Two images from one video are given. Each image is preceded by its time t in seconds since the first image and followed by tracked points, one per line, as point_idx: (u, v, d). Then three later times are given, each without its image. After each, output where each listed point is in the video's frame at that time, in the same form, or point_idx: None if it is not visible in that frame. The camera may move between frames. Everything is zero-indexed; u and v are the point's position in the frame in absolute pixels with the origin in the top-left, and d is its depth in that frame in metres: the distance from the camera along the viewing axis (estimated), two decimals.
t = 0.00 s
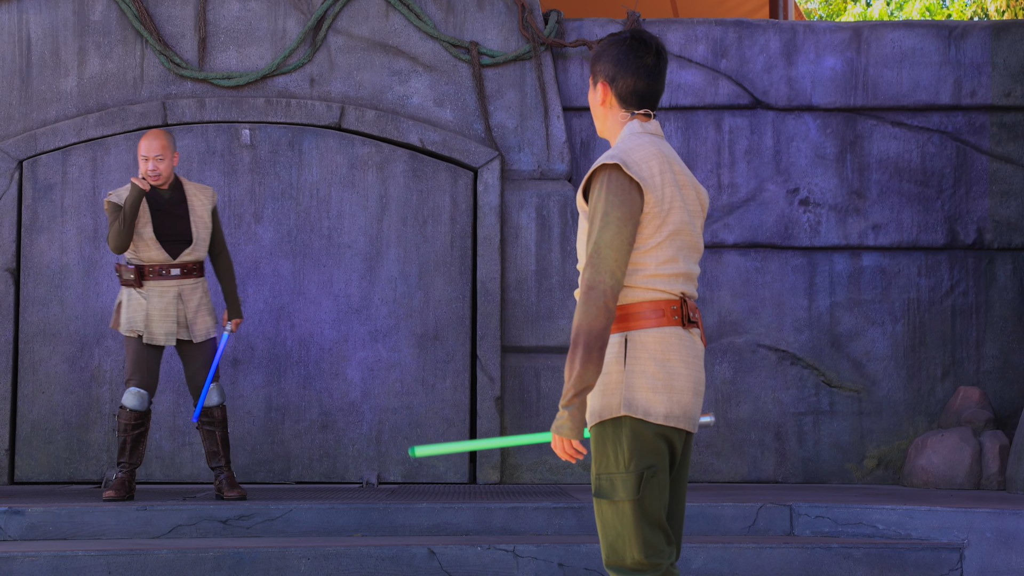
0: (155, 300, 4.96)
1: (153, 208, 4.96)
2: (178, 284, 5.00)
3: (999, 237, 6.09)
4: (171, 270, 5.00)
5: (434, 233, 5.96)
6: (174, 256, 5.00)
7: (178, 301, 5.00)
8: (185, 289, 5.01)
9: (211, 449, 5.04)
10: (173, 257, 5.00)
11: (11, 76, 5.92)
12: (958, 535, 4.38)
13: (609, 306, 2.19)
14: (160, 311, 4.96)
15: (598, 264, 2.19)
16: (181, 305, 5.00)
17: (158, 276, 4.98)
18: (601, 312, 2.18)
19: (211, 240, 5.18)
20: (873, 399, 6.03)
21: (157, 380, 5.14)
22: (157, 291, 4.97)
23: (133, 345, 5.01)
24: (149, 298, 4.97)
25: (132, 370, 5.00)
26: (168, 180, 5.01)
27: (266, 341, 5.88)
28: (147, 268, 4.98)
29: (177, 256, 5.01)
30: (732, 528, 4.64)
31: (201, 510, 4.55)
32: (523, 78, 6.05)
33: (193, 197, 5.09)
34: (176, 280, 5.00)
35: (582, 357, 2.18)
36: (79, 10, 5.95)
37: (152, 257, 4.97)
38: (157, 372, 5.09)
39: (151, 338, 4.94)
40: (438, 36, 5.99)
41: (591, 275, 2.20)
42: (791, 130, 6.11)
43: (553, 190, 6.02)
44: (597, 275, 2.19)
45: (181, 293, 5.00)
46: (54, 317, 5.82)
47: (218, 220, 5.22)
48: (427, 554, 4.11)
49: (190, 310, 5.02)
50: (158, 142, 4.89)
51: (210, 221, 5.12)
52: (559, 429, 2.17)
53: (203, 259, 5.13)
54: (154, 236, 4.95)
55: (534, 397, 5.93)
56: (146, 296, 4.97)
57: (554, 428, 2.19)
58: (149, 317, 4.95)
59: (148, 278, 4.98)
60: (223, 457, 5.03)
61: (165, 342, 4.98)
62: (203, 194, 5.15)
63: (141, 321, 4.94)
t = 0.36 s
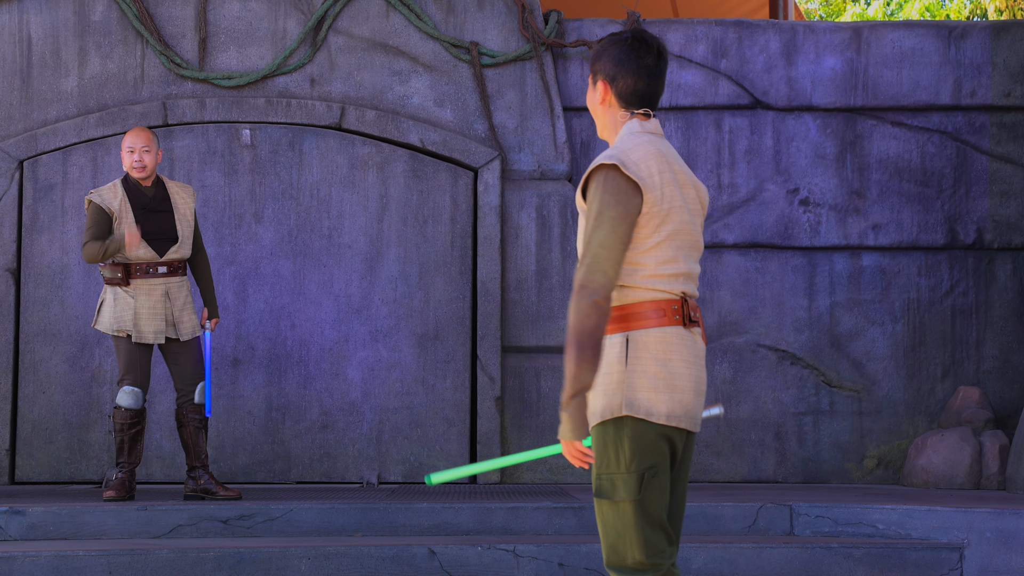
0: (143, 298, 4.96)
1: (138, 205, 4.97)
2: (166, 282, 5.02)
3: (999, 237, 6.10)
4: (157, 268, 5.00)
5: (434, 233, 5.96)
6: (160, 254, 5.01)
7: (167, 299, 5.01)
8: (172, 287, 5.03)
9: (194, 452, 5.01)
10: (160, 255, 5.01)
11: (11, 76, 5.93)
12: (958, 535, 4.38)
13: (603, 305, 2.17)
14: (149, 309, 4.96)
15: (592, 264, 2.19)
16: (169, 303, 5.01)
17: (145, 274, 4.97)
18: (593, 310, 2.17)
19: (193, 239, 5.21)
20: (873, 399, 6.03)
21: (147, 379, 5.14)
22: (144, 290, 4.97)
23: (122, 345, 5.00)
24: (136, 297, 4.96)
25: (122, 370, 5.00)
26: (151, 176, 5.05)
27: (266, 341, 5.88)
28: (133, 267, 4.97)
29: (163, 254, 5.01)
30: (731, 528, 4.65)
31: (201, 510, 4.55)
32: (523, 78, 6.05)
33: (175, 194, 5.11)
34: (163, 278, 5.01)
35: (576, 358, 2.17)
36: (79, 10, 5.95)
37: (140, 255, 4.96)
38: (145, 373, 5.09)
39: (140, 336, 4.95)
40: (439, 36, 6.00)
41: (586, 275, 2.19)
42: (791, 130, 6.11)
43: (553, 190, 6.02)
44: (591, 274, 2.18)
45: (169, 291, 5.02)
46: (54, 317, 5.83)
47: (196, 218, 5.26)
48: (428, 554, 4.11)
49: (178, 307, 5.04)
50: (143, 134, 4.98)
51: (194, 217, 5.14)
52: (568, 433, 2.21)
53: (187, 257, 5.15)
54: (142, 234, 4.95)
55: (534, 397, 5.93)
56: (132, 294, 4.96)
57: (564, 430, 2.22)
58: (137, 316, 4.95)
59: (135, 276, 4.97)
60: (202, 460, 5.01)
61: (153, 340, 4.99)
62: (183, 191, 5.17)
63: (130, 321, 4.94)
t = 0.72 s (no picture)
0: (145, 298, 4.96)
1: (139, 206, 4.98)
2: (168, 282, 5.02)
3: (999, 237, 6.10)
4: (159, 268, 5.01)
5: (434, 233, 5.96)
6: (161, 254, 5.02)
7: (168, 299, 5.01)
8: (174, 287, 5.03)
9: (194, 455, 5.00)
10: (161, 255, 5.01)
11: (11, 76, 5.93)
12: (958, 535, 4.38)
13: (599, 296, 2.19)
14: (151, 309, 4.96)
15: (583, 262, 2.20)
16: (171, 303, 5.01)
17: (147, 274, 4.98)
18: (590, 304, 2.19)
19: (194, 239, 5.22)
20: (873, 399, 6.03)
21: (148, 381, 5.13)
22: (146, 289, 4.97)
23: (124, 345, 4.99)
24: (138, 296, 4.96)
25: (123, 370, 4.98)
26: (153, 174, 5.06)
27: (266, 341, 5.88)
28: (136, 267, 4.97)
29: (164, 254, 5.02)
30: (731, 528, 4.65)
31: (201, 510, 4.56)
32: (523, 78, 6.05)
33: (175, 194, 5.13)
34: (165, 278, 5.01)
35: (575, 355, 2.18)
36: (79, 10, 5.95)
37: (141, 255, 4.97)
38: (147, 374, 5.08)
39: (142, 336, 4.93)
40: (439, 36, 5.99)
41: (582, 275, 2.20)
42: (791, 130, 6.11)
43: (553, 190, 6.02)
44: (585, 269, 2.20)
45: (171, 291, 5.02)
46: (54, 317, 5.83)
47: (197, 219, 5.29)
48: (427, 555, 4.11)
49: (179, 308, 5.04)
50: (145, 131, 5.02)
51: (195, 218, 5.16)
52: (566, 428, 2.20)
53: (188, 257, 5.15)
54: (143, 233, 4.97)
55: (534, 397, 5.93)
56: (134, 295, 4.96)
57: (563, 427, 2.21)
58: (140, 316, 4.94)
59: (136, 277, 4.97)
60: (201, 461, 4.99)
61: (156, 341, 4.99)
62: (184, 191, 5.19)
63: (132, 320, 4.93)
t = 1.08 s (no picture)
0: (146, 298, 4.96)
1: (142, 206, 4.97)
2: (169, 282, 5.01)
3: (999, 237, 6.09)
4: (161, 268, 5.00)
5: (434, 233, 5.96)
6: (163, 254, 5.01)
7: (169, 300, 5.01)
8: (175, 287, 5.03)
9: (194, 456, 4.99)
10: (162, 255, 5.01)
11: (11, 76, 5.92)
12: (958, 535, 4.38)
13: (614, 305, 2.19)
14: (152, 309, 4.96)
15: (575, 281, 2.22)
16: (172, 303, 5.01)
17: (148, 274, 4.97)
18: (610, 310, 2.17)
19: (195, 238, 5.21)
20: (873, 399, 6.03)
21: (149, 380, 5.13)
22: (148, 289, 4.97)
23: (125, 345, 4.98)
24: (140, 296, 4.96)
25: (126, 371, 4.98)
26: (155, 174, 5.06)
27: (266, 341, 5.88)
28: (137, 267, 4.97)
29: (166, 254, 5.02)
30: (732, 528, 4.65)
31: (201, 510, 4.55)
32: (523, 78, 6.05)
33: (176, 194, 5.12)
34: (166, 278, 5.01)
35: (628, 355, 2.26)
36: (79, 10, 5.95)
37: (142, 255, 4.96)
38: (148, 375, 5.07)
39: (143, 336, 4.93)
40: (438, 36, 5.99)
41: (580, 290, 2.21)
42: (791, 130, 6.11)
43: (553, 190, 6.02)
44: (589, 284, 2.20)
45: (172, 291, 5.02)
46: (54, 317, 5.82)
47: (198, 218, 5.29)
48: (427, 555, 4.11)
49: (180, 308, 5.04)
50: (147, 131, 5.03)
51: (196, 218, 5.15)
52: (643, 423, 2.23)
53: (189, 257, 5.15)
54: (144, 234, 4.96)
55: (534, 397, 5.93)
56: (135, 295, 4.96)
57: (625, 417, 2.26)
58: (141, 316, 4.94)
59: (138, 277, 4.97)
60: (200, 462, 4.98)
61: (158, 341, 4.98)
62: (185, 191, 5.19)
63: (133, 320, 4.93)
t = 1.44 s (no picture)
0: (147, 299, 4.96)
1: (144, 206, 4.98)
2: (170, 283, 5.02)
3: (999, 237, 6.09)
4: (162, 269, 5.00)
5: (434, 233, 5.95)
6: (165, 254, 5.01)
7: (171, 300, 5.01)
8: (177, 287, 5.03)
9: (194, 457, 4.99)
10: (164, 255, 5.01)
11: (11, 76, 5.92)
12: (959, 535, 4.37)
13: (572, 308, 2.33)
14: (153, 310, 4.96)
15: (565, 275, 2.33)
16: (173, 303, 5.01)
17: (149, 275, 4.98)
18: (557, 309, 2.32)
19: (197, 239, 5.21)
20: (873, 399, 6.03)
21: (150, 381, 5.13)
22: (150, 289, 4.97)
23: (126, 345, 4.98)
24: (141, 296, 4.96)
25: (127, 371, 4.97)
26: (157, 174, 5.07)
27: (266, 341, 5.88)
28: (138, 267, 4.98)
29: (168, 254, 5.02)
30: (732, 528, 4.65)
31: (201, 510, 4.55)
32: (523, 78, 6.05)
33: (177, 194, 5.12)
34: (167, 279, 5.01)
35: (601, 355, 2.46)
36: (79, 10, 5.95)
37: (145, 255, 4.97)
38: (149, 375, 5.06)
39: (144, 337, 4.94)
40: (438, 36, 5.99)
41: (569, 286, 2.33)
42: (791, 130, 6.11)
43: (553, 190, 6.01)
44: (565, 280, 2.32)
45: (174, 291, 5.02)
46: (54, 317, 5.82)
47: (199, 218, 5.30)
48: (427, 555, 4.11)
49: (181, 309, 5.04)
50: (149, 130, 5.03)
51: (198, 219, 5.15)
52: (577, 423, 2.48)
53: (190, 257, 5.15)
54: (146, 234, 4.97)
55: (534, 397, 5.92)
56: (138, 295, 4.96)
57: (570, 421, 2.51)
58: (142, 316, 4.94)
59: (139, 277, 4.98)
60: (201, 463, 4.98)
61: (159, 341, 4.98)
62: (187, 191, 5.19)
63: (134, 319, 4.93)
